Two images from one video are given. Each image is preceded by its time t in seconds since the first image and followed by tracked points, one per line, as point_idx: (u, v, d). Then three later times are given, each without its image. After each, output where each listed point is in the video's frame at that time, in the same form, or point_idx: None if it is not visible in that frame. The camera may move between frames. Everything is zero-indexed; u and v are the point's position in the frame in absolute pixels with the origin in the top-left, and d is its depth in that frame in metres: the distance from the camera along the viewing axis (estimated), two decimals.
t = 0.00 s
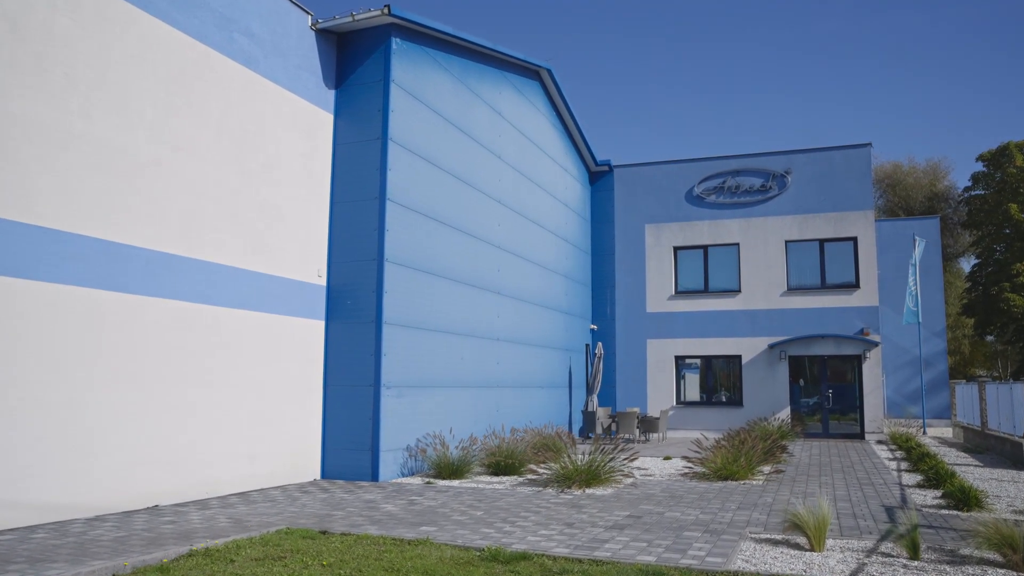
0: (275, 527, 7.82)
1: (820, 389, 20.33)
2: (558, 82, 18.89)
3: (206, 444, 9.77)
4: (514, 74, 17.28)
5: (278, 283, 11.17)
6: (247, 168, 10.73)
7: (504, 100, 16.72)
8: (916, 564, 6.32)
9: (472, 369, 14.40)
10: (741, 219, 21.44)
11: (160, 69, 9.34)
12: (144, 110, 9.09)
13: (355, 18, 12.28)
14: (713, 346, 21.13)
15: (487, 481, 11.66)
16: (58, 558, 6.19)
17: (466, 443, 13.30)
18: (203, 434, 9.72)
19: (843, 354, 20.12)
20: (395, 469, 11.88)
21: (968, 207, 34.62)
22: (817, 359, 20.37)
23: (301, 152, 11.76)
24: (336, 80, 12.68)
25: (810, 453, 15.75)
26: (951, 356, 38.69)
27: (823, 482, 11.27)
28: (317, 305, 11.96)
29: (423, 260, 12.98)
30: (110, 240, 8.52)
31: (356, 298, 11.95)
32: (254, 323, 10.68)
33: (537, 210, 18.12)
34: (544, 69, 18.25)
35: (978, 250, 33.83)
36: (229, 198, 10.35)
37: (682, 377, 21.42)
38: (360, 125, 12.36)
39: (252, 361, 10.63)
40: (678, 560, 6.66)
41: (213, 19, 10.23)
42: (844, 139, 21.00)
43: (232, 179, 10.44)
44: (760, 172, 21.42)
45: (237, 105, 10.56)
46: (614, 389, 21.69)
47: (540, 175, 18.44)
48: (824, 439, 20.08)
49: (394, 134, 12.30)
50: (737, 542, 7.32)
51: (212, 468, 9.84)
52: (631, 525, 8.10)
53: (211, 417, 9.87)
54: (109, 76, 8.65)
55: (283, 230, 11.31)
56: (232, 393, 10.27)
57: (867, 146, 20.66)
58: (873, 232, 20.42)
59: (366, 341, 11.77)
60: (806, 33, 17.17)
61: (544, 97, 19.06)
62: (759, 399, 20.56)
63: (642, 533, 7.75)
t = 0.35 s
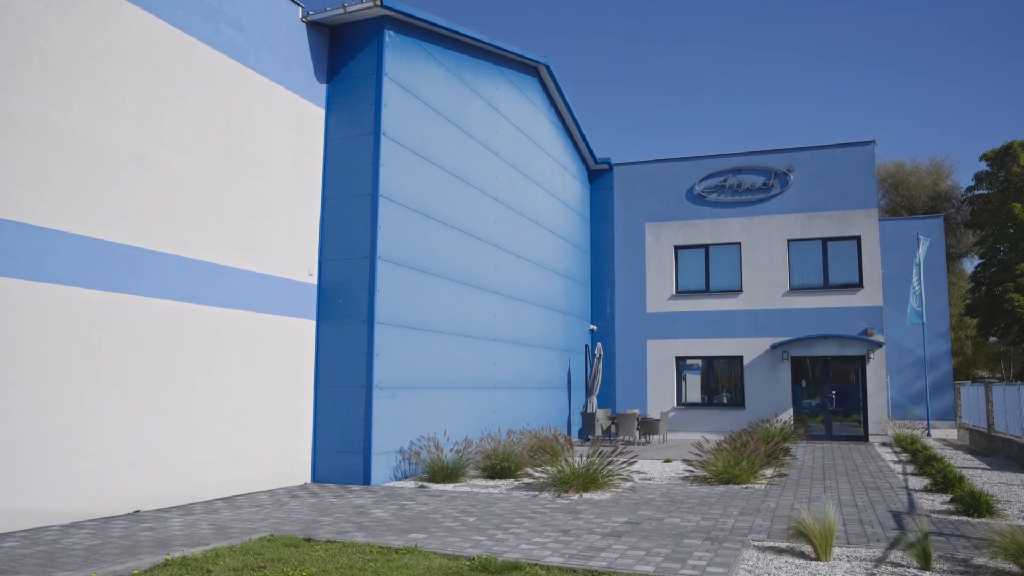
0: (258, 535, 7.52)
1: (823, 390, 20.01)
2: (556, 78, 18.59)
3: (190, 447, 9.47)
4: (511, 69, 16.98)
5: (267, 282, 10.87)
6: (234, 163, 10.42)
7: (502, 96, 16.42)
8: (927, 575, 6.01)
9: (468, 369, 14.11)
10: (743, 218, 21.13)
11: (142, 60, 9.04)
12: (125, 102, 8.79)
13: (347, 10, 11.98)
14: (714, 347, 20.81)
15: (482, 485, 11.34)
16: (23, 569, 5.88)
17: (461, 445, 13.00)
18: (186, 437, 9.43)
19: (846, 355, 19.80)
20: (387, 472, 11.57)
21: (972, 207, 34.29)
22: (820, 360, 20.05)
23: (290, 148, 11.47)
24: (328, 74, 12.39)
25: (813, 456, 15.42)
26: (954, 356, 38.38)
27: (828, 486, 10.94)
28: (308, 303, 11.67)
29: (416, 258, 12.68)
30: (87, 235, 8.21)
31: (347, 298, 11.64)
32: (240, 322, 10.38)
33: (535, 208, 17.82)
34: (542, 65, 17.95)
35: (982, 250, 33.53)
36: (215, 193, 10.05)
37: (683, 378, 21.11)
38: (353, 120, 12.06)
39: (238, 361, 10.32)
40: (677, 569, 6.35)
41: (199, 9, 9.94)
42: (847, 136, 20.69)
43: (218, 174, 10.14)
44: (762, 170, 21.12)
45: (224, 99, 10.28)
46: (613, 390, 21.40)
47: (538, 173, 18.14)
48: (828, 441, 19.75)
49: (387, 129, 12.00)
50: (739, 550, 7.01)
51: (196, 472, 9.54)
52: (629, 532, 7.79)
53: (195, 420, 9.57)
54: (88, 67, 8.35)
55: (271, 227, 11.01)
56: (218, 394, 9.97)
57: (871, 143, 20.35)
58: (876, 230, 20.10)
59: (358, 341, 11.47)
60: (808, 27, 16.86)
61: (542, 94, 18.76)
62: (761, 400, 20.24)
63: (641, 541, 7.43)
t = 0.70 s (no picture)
0: (238, 541, 7.23)
1: (825, 392, 19.70)
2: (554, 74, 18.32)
3: (173, 450, 9.19)
4: (507, 65, 16.71)
5: (254, 280, 10.59)
6: (220, 158, 10.14)
7: (498, 92, 16.15)
8: None
9: (463, 370, 13.83)
10: (743, 217, 20.84)
11: (122, 51, 8.76)
12: (103, 94, 8.51)
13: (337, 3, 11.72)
14: (714, 347, 20.52)
15: (475, 488, 11.05)
16: None
17: (455, 448, 12.72)
18: (169, 439, 9.15)
19: (849, 355, 19.50)
20: (378, 476, 11.29)
21: (974, 206, 34.02)
22: (821, 360, 19.76)
23: (278, 143, 11.20)
24: (318, 68, 12.13)
25: (815, 458, 15.11)
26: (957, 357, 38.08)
27: (831, 490, 10.63)
28: (297, 302, 11.39)
29: (409, 256, 12.39)
30: (61, 232, 7.93)
31: (337, 297, 11.36)
32: (226, 322, 10.09)
33: (532, 206, 17.53)
34: (539, 60, 17.68)
35: (985, 250, 33.24)
36: (200, 188, 9.76)
37: (683, 379, 20.82)
38: (343, 115, 11.79)
39: (223, 362, 10.03)
40: None
41: None
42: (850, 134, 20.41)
43: (204, 169, 9.86)
44: (763, 168, 20.83)
45: (209, 91, 9.99)
46: (612, 391, 21.12)
47: (535, 171, 17.85)
48: (830, 443, 19.44)
49: (378, 124, 11.72)
50: (739, 558, 6.73)
51: (179, 475, 9.26)
52: (625, 539, 7.50)
53: (177, 422, 9.29)
54: (64, 57, 8.08)
55: (259, 225, 10.74)
56: (202, 396, 9.68)
57: (873, 141, 20.04)
58: (879, 229, 19.80)
59: (348, 342, 11.18)
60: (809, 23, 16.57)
61: (539, 90, 18.48)
62: (762, 402, 19.95)
63: (636, 548, 7.14)
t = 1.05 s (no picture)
0: (215, 550, 6.90)
1: (826, 393, 19.38)
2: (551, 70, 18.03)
3: (153, 453, 8.88)
4: (503, 60, 16.41)
5: (239, 278, 10.27)
6: (204, 152, 9.83)
7: (493, 87, 15.85)
8: None
9: (457, 371, 13.52)
10: (744, 215, 20.52)
11: (98, 40, 8.46)
12: (78, 84, 8.20)
13: None
14: (714, 348, 20.20)
15: (468, 492, 10.73)
16: None
17: (448, 450, 12.41)
18: (149, 442, 8.84)
19: (851, 356, 19.17)
20: (368, 479, 10.97)
21: (977, 206, 33.70)
22: (823, 361, 19.44)
23: (265, 137, 10.89)
24: (307, 61, 11.83)
25: (817, 461, 14.78)
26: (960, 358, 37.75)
27: (834, 495, 10.31)
28: (285, 301, 11.08)
29: (401, 254, 12.09)
30: (32, 228, 7.63)
31: (326, 295, 11.06)
32: (209, 321, 9.78)
33: (529, 204, 17.22)
34: (536, 56, 17.38)
35: (988, 249, 32.92)
36: (181, 183, 9.44)
37: (683, 380, 20.51)
38: (333, 109, 11.48)
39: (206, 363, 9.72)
40: None
41: None
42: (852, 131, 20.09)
43: (186, 164, 9.55)
44: (764, 165, 20.52)
45: (192, 83, 9.68)
46: (610, 392, 20.82)
47: (532, 168, 17.54)
48: (832, 445, 19.11)
49: (368, 119, 11.42)
50: (738, 568, 6.41)
51: (159, 480, 8.95)
52: (620, 547, 7.18)
53: (158, 425, 8.97)
54: (35, 47, 7.77)
55: (245, 221, 10.43)
56: (184, 398, 9.36)
57: (876, 137, 19.73)
58: (881, 227, 19.48)
59: (337, 342, 10.88)
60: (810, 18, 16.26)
61: (536, 86, 18.19)
62: (762, 403, 19.63)
63: (631, 557, 6.82)
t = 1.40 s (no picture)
0: (192, 558, 6.58)
1: (829, 394, 19.05)
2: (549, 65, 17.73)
3: (135, 456, 8.57)
4: (499, 54, 16.11)
5: (225, 275, 9.95)
6: (188, 144, 9.51)
7: (489, 81, 15.55)
8: None
9: (452, 371, 13.22)
10: (745, 213, 20.20)
11: (78, 26, 8.14)
12: (56, 71, 7.88)
13: None
14: (715, 348, 19.88)
15: (461, 496, 10.41)
16: None
17: (441, 452, 12.10)
18: (130, 443, 8.52)
19: (854, 356, 18.85)
20: (359, 482, 10.66)
21: (980, 205, 33.40)
22: (826, 361, 19.11)
23: (253, 130, 10.58)
24: (297, 53, 11.52)
25: (820, 463, 14.46)
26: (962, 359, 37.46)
27: (839, 499, 9.99)
28: (273, 298, 10.77)
29: (394, 251, 11.78)
30: (9, 222, 7.32)
31: (316, 293, 10.75)
32: (194, 319, 9.46)
33: (526, 201, 16.92)
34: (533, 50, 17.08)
35: (991, 249, 32.63)
36: (165, 175, 9.12)
37: (683, 381, 20.19)
38: (324, 101, 11.18)
39: (191, 362, 9.40)
40: None
41: None
42: (855, 128, 19.78)
43: (171, 156, 9.23)
44: (766, 163, 20.20)
45: (176, 73, 9.36)
46: (609, 393, 20.51)
47: (529, 164, 17.23)
48: (834, 447, 18.78)
49: (360, 111, 11.11)
50: None
51: (142, 483, 8.63)
52: (617, 554, 6.87)
53: (140, 426, 8.65)
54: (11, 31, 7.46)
55: (232, 216, 10.12)
56: (168, 398, 9.04)
57: (880, 134, 19.43)
58: (885, 225, 19.16)
59: (327, 340, 10.56)
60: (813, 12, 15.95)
61: (533, 81, 17.90)
62: (764, 404, 19.31)
63: (628, 566, 6.51)
